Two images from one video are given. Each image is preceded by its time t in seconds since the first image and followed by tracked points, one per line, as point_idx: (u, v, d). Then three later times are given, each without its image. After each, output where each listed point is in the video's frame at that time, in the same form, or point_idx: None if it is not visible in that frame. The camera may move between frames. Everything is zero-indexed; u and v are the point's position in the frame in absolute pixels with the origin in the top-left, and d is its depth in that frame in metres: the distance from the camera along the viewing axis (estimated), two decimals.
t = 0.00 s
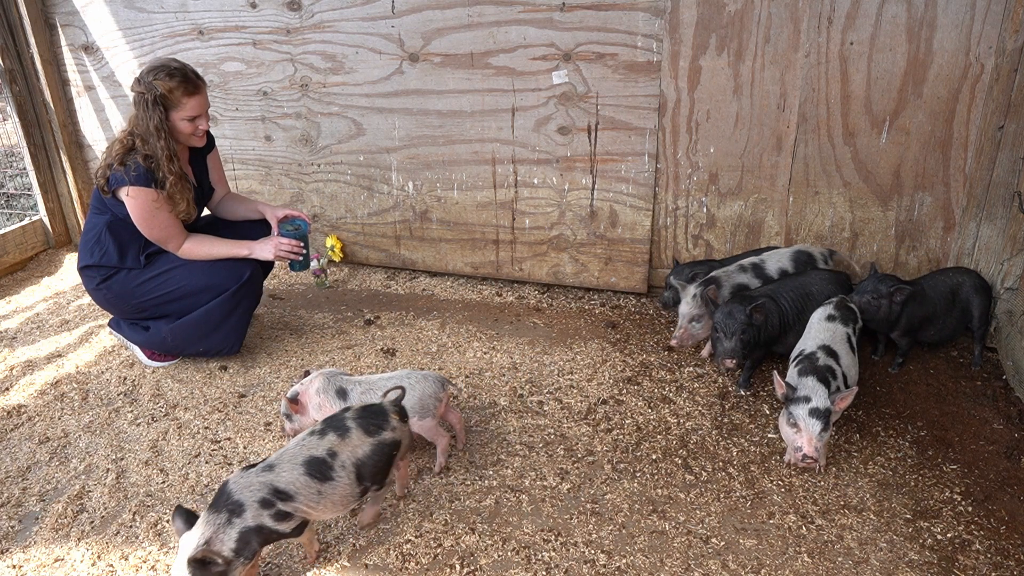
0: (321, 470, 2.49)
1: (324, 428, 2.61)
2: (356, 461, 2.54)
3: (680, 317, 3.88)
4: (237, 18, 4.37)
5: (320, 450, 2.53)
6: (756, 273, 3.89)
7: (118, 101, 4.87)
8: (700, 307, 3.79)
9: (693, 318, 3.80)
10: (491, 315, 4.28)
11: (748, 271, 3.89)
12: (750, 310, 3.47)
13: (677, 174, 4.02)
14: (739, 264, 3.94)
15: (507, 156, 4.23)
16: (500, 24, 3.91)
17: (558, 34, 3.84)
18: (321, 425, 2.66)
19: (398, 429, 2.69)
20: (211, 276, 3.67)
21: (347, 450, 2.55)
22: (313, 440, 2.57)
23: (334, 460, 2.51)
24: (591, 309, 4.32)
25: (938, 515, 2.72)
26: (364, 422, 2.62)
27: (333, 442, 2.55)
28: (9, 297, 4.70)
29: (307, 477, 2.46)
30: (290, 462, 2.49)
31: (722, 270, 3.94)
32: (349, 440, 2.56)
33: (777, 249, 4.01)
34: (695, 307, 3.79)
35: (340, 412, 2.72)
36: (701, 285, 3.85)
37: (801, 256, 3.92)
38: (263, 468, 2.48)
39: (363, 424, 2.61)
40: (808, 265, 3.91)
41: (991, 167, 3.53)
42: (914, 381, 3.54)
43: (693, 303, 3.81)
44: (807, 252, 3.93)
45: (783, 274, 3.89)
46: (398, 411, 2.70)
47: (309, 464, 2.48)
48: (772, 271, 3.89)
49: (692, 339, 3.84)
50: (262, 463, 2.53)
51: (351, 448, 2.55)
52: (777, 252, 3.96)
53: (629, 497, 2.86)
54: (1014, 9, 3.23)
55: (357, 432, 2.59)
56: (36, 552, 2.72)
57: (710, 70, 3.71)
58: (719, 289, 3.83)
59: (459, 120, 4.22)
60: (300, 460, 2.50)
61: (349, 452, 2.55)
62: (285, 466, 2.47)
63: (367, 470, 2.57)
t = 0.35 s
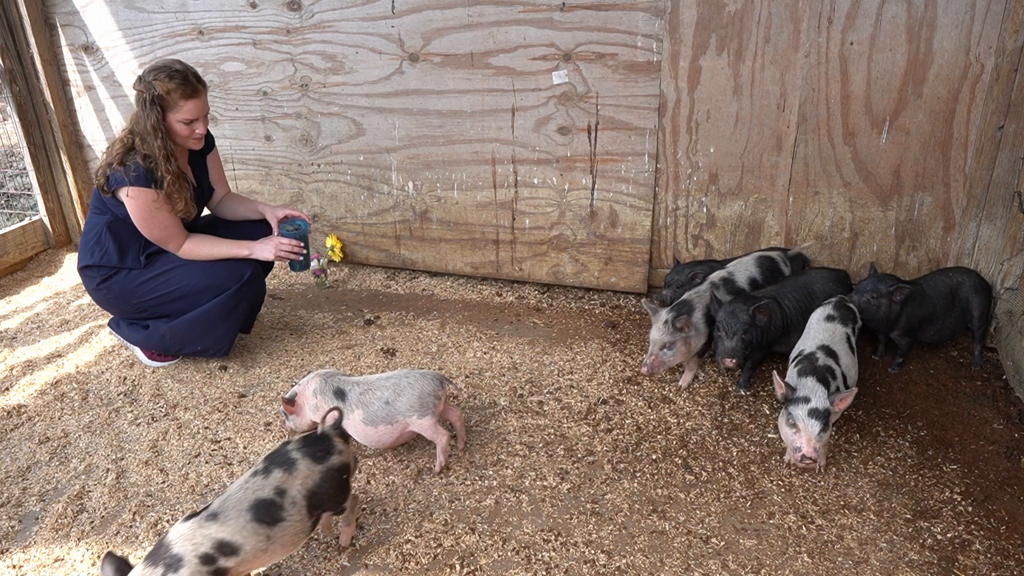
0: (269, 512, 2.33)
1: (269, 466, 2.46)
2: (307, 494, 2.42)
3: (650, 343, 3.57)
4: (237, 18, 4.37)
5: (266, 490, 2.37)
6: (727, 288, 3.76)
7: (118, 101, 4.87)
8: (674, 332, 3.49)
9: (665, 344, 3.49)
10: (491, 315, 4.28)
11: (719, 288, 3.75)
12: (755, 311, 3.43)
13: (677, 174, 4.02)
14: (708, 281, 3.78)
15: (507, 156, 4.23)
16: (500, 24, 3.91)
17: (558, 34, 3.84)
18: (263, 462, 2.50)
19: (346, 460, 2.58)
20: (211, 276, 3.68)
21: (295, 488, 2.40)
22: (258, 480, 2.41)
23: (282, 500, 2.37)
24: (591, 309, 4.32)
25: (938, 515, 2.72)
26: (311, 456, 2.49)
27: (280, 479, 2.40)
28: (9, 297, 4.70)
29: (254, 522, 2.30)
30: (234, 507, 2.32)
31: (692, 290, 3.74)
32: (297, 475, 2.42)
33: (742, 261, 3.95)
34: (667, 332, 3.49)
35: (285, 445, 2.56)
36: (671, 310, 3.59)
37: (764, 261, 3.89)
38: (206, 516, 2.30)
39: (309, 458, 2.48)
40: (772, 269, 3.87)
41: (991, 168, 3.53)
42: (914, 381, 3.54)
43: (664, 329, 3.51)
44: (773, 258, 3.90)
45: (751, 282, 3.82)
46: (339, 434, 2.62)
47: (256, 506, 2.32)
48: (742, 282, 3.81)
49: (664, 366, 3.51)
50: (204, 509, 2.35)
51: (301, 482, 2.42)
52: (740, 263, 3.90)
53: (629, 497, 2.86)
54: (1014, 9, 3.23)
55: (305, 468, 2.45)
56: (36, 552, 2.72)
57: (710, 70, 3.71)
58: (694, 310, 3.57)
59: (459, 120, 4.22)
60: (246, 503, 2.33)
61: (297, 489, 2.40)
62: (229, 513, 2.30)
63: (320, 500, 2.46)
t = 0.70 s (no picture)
0: (191, 561, 2.17)
1: (193, 507, 2.29)
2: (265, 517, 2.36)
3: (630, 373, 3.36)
4: (237, 18, 4.37)
5: (188, 535, 2.21)
6: (703, 304, 3.58)
7: (118, 101, 4.87)
8: (655, 363, 3.28)
9: (647, 377, 3.29)
10: (491, 315, 4.28)
11: (694, 305, 3.55)
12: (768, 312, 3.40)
13: (677, 174, 4.02)
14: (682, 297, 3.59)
15: (507, 156, 4.23)
16: (500, 24, 3.91)
17: (558, 34, 3.84)
18: (187, 503, 2.34)
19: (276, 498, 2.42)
20: (211, 276, 3.67)
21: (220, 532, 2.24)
22: (181, 524, 2.25)
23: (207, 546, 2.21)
24: (591, 309, 4.32)
25: (938, 515, 2.72)
26: (238, 497, 2.33)
27: (205, 523, 2.24)
28: (9, 297, 4.70)
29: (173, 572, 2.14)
30: (152, 556, 2.17)
31: (667, 311, 3.53)
32: (222, 519, 2.26)
33: (708, 273, 3.79)
34: (649, 365, 3.29)
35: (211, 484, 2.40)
36: (650, 339, 3.37)
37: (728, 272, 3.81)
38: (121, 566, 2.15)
39: (236, 500, 2.32)
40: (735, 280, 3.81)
41: (991, 168, 3.53)
42: (914, 381, 3.54)
43: (645, 361, 3.30)
44: (733, 268, 3.85)
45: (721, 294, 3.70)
46: (270, 474, 2.44)
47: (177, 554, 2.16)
48: (715, 296, 3.65)
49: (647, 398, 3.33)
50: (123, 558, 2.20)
51: (227, 528, 2.25)
52: (708, 274, 3.77)
53: (629, 497, 2.86)
54: (1014, 10, 3.23)
55: (231, 510, 2.29)
56: (36, 552, 2.72)
57: (710, 70, 3.71)
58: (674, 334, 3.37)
59: (459, 119, 4.22)
60: (166, 550, 2.18)
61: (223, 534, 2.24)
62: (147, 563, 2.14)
63: (246, 547, 2.31)
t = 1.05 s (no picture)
0: None
1: None
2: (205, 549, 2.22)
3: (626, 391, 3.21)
4: (237, 18, 4.37)
5: None
6: (691, 317, 3.44)
7: (118, 101, 4.87)
8: (651, 378, 3.14)
9: (647, 392, 3.14)
10: (491, 315, 4.29)
11: (682, 319, 3.41)
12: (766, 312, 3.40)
13: (677, 174, 4.02)
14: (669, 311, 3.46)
15: (507, 156, 4.23)
16: (500, 24, 3.91)
17: (558, 34, 3.84)
18: None
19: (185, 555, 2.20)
20: (211, 275, 3.68)
21: None
22: None
23: None
24: (591, 309, 4.32)
25: (938, 515, 2.72)
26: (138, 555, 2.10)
27: None
28: (9, 297, 4.70)
29: None
30: None
31: (655, 326, 3.38)
32: None
33: (693, 285, 3.64)
34: (646, 379, 3.14)
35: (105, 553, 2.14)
36: (642, 353, 3.23)
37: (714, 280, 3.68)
38: None
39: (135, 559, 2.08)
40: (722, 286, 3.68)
41: (991, 168, 3.53)
42: (914, 381, 3.54)
43: (641, 377, 3.15)
44: (718, 277, 3.71)
45: (710, 304, 3.56)
46: (179, 531, 2.24)
47: None
48: (702, 308, 3.51)
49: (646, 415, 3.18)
50: None
51: None
52: (693, 285, 3.64)
53: (629, 497, 2.85)
54: (1014, 9, 3.23)
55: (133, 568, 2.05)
56: (36, 552, 2.72)
57: (710, 70, 3.71)
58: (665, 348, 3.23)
59: (460, 119, 4.22)
60: None
61: None
62: None
63: None
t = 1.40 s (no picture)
0: None
1: None
2: None
3: (643, 400, 3.07)
4: (237, 18, 4.37)
5: None
6: (698, 329, 3.37)
7: (118, 101, 4.87)
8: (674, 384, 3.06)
9: (669, 397, 3.04)
10: (491, 315, 4.29)
11: (691, 329, 3.34)
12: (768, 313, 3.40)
13: (677, 174, 4.02)
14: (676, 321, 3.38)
15: (507, 156, 4.23)
16: (500, 24, 3.91)
17: (557, 34, 3.84)
18: None
19: None
20: (211, 275, 3.67)
21: None
22: None
23: None
24: (591, 309, 4.32)
25: (938, 515, 2.72)
26: None
27: None
28: (9, 297, 4.70)
29: None
30: None
31: (665, 335, 3.28)
32: None
33: (693, 295, 3.58)
34: (668, 383, 3.05)
35: None
36: (658, 357, 3.13)
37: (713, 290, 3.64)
38: None
39: None
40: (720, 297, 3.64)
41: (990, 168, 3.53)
42: (914, 381, 3.54)
43: (664, 382, 3.05)
44: (716, 287, 3.66)
45: (712, 315, 3.52)
46: None
47: None
48: (706, 319, 3.46)
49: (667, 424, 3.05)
50: None
51: None
52: (694, 295, 3.58)
53: (629, 497, 2.86)
54: (1014, 9, 3.23)
55: None
56: (36, 552, 2.72)
57: (710, 70, 3.70)
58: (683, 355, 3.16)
59: (460, 119, 4.22)
60: None
61: None
62: None
63: None
